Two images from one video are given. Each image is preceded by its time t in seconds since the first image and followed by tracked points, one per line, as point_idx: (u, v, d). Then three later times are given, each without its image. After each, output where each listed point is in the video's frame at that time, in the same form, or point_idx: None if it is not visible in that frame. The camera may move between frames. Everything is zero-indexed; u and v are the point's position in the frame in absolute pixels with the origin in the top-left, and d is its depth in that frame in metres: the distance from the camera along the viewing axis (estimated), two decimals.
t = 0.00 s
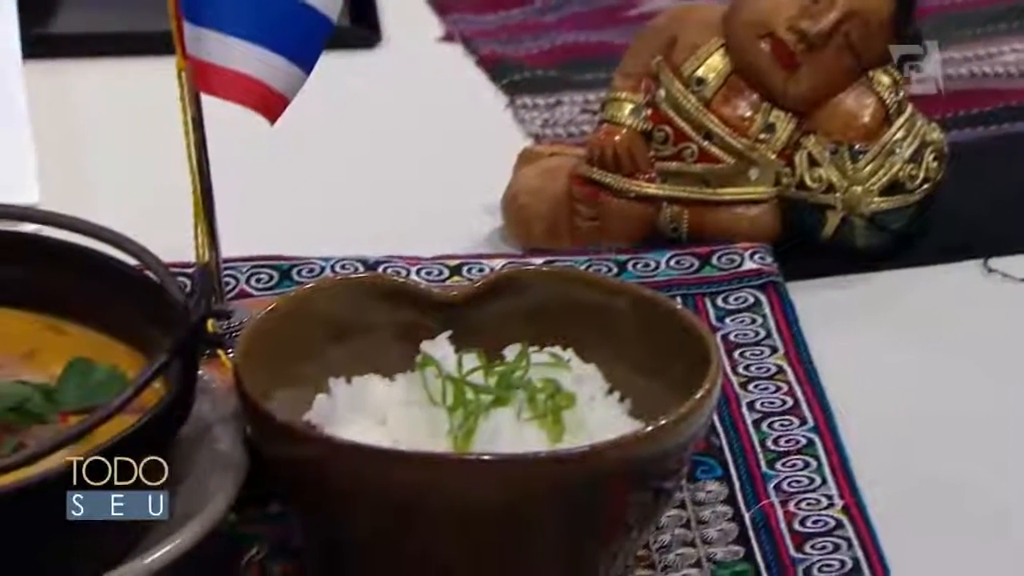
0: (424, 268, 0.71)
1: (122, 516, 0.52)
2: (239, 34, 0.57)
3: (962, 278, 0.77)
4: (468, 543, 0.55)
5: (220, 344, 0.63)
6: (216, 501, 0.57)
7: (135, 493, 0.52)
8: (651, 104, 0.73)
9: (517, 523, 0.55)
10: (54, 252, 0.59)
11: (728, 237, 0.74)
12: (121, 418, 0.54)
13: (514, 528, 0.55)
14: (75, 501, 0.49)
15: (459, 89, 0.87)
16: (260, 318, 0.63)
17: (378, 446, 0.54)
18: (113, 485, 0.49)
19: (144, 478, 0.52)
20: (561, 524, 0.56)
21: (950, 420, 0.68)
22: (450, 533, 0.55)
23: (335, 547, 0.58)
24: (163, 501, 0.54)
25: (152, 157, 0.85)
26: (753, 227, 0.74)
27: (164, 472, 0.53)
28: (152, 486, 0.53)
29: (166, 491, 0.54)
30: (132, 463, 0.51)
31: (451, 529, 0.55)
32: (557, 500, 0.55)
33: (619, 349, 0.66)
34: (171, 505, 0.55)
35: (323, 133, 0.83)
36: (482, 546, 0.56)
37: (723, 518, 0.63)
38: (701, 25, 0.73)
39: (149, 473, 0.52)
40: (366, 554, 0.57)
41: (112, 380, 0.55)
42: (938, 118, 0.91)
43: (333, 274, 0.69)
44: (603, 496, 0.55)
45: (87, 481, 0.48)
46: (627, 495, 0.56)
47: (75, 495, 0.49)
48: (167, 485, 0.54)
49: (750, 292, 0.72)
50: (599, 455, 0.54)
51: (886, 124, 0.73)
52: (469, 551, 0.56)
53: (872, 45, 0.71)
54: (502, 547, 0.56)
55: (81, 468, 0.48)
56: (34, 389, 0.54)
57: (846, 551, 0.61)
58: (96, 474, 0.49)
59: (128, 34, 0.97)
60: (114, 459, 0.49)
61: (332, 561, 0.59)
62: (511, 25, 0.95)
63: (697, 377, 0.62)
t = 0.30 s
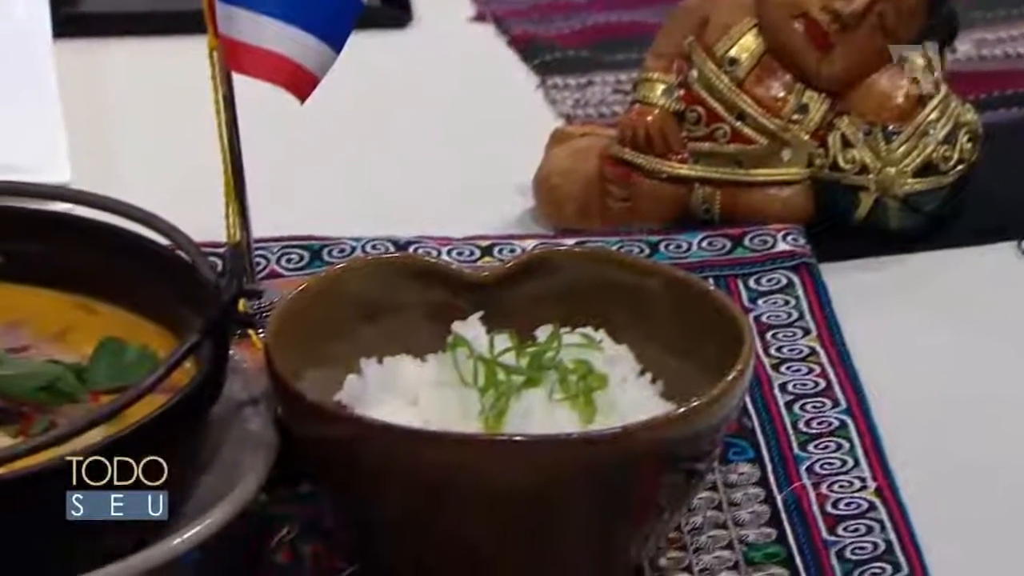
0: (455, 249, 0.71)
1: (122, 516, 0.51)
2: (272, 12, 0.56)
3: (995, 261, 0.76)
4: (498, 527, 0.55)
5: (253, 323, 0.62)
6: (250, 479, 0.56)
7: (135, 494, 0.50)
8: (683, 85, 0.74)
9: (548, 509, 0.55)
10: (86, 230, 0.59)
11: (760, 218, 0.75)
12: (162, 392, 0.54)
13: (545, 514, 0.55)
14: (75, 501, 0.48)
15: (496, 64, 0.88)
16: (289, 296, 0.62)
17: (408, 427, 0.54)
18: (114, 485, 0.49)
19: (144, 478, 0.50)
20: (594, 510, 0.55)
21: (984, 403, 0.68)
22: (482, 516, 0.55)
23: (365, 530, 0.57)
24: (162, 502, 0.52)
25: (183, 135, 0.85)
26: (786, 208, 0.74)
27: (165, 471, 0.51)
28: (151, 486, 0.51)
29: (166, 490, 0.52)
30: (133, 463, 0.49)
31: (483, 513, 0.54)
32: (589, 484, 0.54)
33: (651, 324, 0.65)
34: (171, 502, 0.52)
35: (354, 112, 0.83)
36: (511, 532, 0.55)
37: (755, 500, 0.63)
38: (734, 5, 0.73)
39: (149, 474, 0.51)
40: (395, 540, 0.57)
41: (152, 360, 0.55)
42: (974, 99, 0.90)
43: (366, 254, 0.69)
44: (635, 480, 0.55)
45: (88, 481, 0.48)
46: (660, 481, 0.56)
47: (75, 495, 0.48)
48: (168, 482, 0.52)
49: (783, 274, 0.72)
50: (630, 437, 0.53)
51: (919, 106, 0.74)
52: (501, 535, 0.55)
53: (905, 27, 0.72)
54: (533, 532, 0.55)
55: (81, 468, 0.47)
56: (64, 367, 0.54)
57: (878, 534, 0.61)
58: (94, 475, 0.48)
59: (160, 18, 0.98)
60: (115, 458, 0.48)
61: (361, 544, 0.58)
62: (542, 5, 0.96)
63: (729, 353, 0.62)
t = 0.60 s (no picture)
0: (489, 231, 0.71)
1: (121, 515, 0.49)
2: None
3: None
4: (535, 510, 0.54)
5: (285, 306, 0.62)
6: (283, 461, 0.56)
7: (135, 493, 0.49)
8: (719, 68, 0.75)
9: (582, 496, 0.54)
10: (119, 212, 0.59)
11: (795, 202, 0.76)
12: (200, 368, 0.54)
13: (580, 502, 0.54)
14: (75, 501, 0.47)
15: (522, 54, 0.90)
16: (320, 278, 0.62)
17: (443, 409, 0.53)
18: (114, 485, 0.47)
19: (144, 477, 0.48)
20: (631, 496, 0.54)
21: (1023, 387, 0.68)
22: (516, 504, 0.54)
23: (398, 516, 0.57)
24: (163, 502, 0.50)
25: (218, 117, 0.85)
26: (821, 191, 0.76)
27: (166, 470, 0.49)
28: (151, 486, 0.49)
29: (168, 490, 0.50)
30: (132, 463, 0.48)
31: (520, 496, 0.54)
32: (626, 471, 0.53)
33: (685, 308, 0.64)
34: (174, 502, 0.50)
35: (393, 103, 0.85)
36: (547, 519, 0.54)
37: (791, 484, 0.62)
38: None
39: (149, 474, 0.49)
40: (430, 523, 0.56)
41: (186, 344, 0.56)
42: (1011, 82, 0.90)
43: (401, 235, 0.69)
44: (669, 466, 0.54)
45: (88, 481, 0.46)
46: (689, 476, 0.55)
47: (75, 495, 0.47)
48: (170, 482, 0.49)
49: (819, 258, 0.72)
50: (664, 421, 0.52)
51: (958, 89, 0.76)
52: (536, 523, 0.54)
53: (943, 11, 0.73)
54: (567, 519, 0.54)
55: (81, 468, 0.46)
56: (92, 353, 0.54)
57: (915, 518, 0.60)
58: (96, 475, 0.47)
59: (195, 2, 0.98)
60: (115, 459, 0.47)
61: (396, 529, 0.58)
62: None
63: (767, 336, 0.60)
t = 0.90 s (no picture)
0: (522, 215, 0.71)
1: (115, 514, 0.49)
2: None
3: None
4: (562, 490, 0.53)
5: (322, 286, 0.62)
6: (321, 444, 0.56)
7: (132, 492, 0.49)
8: (753, 51, 0.75)
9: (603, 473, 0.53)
10: (153, 193, 0.59)
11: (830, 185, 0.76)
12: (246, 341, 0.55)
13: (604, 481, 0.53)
14: (74, 501, 0.48)
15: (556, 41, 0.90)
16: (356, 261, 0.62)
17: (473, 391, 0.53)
18: (114, 485, 0.48)
19: (145, 477, 0.49)
20: (658, 480, 0.54)
21: None
22: (537, 487, 0.54)
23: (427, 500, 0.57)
24: (159, 501, 0.49)
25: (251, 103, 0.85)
26: (855, 174, 0.76)
27: (165, 471, 0.49)
28: (151, 486, 0.49)
29: (168, 490, 0.50)
30: (133, 462, 0.48)
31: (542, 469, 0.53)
32: (649, 452, 0.53)
33: (720, 290, 0.64)
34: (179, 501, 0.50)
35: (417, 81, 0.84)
36: (572, 500, 0.54)
37: (824, 469, 0.62)
38: None
39: (146, 474, 0.49)
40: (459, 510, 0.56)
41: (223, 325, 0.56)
42: None
43: (433, 218, 0.69)
44: (687, 449, 0.53)
45: (87, 481, 0.47)
46: (708, 462, 0.54)
47: (75, 495, 0.48)
48: (172, 481, 0.49)
49: (852, 241, 0.73)
50: (693, 405, 0.52)
51: (991, 73, 0.75)
52: (562, 513, 0.54)
53: None
54: (590, 501, 0.54)
55: (81, 469, 0.47)
56: (123, 334, 0.55)
57: (948, 503, 0.60)
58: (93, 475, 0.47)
59: None
60: (116, 459, 0.48)
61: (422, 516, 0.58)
62: None
63: (798, 318, 0.60)
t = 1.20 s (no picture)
0: (556, 206, 0.67)
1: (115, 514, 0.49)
2: None
3: None
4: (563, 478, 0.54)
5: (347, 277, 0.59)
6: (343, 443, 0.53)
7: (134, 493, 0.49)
8: (788, 41, 0.72)
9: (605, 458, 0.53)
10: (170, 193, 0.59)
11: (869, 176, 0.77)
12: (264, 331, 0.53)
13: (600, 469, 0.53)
14: (75, 501, 0.48)
15: None
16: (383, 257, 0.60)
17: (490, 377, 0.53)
18: (113, 485, 0.48)
19: (144, 476, 0.49)
20: (660, 477, 0.53)
21: None
22: (551, 485, 0.54)
23: (444, 487, 0.57)
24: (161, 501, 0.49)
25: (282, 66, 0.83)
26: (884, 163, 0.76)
27: (166, 471, 0.49)
28: (151, 486, 0.49)
29: (168, 490, 0.49)
30: (133, 461, 0.48)
31: (545, 450, 0.53)
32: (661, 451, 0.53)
33: (743, 268, 0.64)
34: (179, 501, 0.49)
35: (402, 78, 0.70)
36: (576, 491, 0.54)
37: (857, 460, 0.62)
38: None
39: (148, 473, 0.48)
40: (473, 492, 0.56)
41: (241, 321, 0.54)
42: None
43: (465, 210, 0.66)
44: (686, 448, 0.53)
45: (87, 481, 0.48)
46: (711, 461, 0.54)
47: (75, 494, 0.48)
48: (171, 481, 0.49)
49: (887, 233, 0.76)
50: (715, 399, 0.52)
51: None
52: (580, 509, 0.55)
53: None
54: (590, 491, 0.54)
55: (81, 468, 0.48)
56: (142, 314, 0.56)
57: (983, 495, 0.60)
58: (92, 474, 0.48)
59: None
60: (115, 459, 0.48)
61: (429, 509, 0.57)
62: None
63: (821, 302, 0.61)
